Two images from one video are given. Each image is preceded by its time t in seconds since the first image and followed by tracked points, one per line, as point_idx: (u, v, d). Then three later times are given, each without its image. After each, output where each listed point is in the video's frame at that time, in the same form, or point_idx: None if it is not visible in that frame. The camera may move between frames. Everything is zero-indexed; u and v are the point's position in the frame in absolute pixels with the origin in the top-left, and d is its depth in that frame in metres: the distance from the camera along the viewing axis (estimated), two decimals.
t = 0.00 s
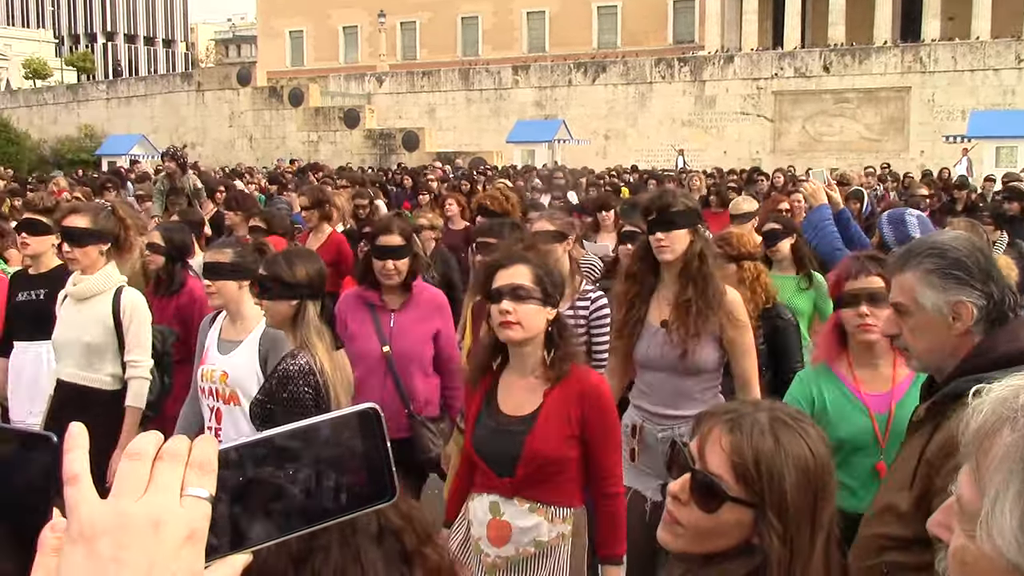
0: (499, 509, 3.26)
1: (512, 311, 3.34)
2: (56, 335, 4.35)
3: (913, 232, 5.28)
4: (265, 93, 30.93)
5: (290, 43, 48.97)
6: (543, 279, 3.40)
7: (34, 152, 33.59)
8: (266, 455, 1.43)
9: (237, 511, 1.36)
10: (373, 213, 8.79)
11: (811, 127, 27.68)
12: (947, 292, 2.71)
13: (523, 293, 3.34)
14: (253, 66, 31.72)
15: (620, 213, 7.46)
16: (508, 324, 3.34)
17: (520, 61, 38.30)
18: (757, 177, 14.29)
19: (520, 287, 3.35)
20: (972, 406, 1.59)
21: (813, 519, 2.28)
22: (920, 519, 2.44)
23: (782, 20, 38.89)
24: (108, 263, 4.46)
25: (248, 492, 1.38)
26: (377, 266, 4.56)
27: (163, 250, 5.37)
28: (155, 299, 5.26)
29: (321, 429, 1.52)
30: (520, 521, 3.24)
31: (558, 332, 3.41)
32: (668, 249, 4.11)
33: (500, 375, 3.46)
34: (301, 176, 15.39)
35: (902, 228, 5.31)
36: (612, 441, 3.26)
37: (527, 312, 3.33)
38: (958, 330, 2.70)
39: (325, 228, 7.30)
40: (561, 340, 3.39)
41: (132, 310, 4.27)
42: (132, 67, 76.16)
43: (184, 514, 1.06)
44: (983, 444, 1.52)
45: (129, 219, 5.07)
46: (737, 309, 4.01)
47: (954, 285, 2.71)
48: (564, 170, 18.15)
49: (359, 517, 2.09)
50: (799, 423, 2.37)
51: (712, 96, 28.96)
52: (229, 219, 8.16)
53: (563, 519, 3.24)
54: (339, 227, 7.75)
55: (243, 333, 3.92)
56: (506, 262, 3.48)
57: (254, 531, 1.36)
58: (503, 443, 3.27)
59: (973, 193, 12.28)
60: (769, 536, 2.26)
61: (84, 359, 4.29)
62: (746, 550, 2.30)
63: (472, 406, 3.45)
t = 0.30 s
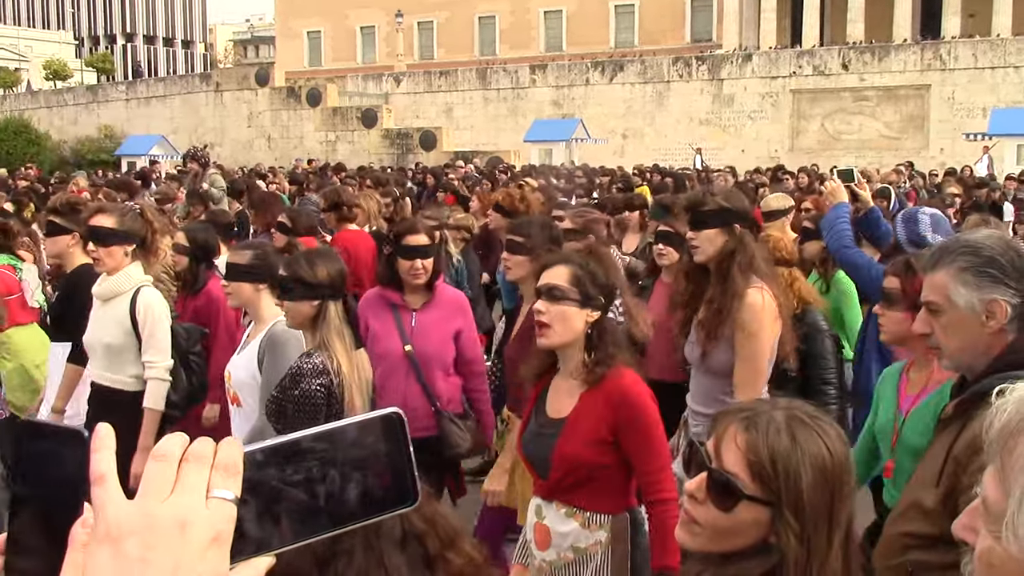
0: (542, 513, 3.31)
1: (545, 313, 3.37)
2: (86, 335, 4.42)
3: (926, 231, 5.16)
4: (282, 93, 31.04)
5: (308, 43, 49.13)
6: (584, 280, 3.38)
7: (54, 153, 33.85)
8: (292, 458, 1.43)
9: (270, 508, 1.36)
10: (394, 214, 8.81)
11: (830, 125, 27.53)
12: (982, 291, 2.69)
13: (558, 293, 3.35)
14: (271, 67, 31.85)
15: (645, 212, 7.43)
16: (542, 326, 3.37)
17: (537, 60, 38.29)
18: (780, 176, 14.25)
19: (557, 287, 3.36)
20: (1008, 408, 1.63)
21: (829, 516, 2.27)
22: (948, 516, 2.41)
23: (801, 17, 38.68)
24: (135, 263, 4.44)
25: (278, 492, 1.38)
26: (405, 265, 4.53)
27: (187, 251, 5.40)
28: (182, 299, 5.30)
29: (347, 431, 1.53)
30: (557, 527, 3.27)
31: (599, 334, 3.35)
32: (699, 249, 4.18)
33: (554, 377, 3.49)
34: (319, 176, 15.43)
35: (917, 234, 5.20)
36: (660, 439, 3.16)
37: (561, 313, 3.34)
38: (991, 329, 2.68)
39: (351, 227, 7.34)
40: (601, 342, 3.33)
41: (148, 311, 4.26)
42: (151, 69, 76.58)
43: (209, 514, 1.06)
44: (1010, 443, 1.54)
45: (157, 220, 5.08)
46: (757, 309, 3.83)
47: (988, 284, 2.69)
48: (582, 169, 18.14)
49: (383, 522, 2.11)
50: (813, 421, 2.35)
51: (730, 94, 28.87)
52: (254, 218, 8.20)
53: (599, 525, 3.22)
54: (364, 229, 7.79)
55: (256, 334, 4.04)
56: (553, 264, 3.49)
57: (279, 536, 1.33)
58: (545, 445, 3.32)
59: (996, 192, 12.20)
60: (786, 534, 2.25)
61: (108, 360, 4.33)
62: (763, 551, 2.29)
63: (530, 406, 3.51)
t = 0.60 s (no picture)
0: (554, 512, 3.34)
1: (565, 316, 3.37)
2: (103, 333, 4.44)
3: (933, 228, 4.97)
4: (296, 93, 31.14)
5: (322, 44, 49.26)
6: (606, 284, 3.36)
7: (69, 153, 34.03)
8: (304, 461, 1.42)
9: (280, 508, 1.35)
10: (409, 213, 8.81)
11: (844, 124, 27.42)
12: (993, 294, 2.68)
13: (580, 296, 3.35)
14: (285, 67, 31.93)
15: (658, 210, 7.39)
16: (561, 326, 3.37)
17: (551, 59, 38.26)
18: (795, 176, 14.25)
19: (577, 291, 3.36)
20: (1009, 410, 1.77)
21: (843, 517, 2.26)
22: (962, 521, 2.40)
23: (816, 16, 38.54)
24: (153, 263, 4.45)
25: (290, 494, 1.37)
26: (411, 262, 4.58)
27: (203, 252, 5.44)
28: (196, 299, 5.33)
29: (359, 433, 1.53)
30: (567, 526, 3.29)
31: (618, 339, 3.33)
32: (719, 250, 4.14)
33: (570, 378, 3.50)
34: (333, 177, 15.46)
35: (924, 232, 4.99)
36: (668, 439, 3.12)
37: (581, 317, 3.34)
38: (1006, 332, 2.67)
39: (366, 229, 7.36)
40: (626, 347, 3.30)
41: (162, 310, 4.26)
42: (166, 69, 76.91)
43: (222, 516, 1.06)
44: (1014, 452, 1.65)
45: (176, 220, 5.10)
46: (761, 306, 3.83)
47: (999, 286, 2.69)
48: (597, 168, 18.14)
49: (394, 525, 2.10)
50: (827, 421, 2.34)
51: (744, 94, 28.80)
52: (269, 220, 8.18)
53: (608, 528, 3.22)
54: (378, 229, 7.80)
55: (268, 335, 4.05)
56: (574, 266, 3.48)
57: (284, 543, 1.33)
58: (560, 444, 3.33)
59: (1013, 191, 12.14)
60: (799, 535, 2.24)
61: (125, 358, 4.36)
62: (777, 550, 2.28)
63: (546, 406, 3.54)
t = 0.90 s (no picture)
0: (550, 506, 3.26)
1: (565, 310, 3.35)
2: (115, 331, 4.43)
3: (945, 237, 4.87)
4: (309, 94, 31.23)
5: (335, 44, 49.35)
6: (604, 281, 3.36)
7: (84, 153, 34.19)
8: (322, 456, 1.42)
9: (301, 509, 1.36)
10: (420, 213, 8.82)
11: (858, 124, 27.32)
12: (1002, 298, 2.66)
13: (577, 293, 3.34)
14: (298, 68, 32.03)
15: (664, 209, 7.34)
16: (561, 322, 3.35)
17: (563, 60, 38.25)
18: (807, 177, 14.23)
19: (575, 287, 3.35)
20: (1017, 421, 1.78)
21: (818, 508, 2.16)
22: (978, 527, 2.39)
23: (830, 16, 38.44)
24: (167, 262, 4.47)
25: (303, 491, 1.37)
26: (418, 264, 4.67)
27: (213, 250, 5.48)
28: (205, 298, 5.39)
29: (377, 429, 1.53)
30: (569, 520, 3.21)
31: (617, 334, 3.35)
32: (723, 244, 4.13)
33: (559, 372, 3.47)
34: (346, 177, 15.50)
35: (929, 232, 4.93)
36: (674, 433, 3.17)
37: (580, 313, 3.33)
38: (1018, 335, 2.64)
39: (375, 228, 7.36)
40: (623, 344, 3.32)
41: (183, 309, 4.28)
42: (179, 70, 77.13)
43: (241, 513, 1.06)
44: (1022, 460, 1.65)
45: (189, 220, 5.11)
46: (779, 300, 3.84)
47: (1009, 290, 2.66)
48: (609, 169, 18.12)
49: (414, 522, 2.10)
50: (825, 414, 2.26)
51: (757, 94, 28.73)
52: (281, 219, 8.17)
53: (610, 520, 3.20)
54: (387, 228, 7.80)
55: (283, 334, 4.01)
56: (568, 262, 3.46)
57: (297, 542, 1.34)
58: (554, 440, 3.26)
59: None
60: (767, 518, 2.19)
61: (139, 355, 4.35)
62: (757, 536, 2.26)
63: (530, 399, 3.50)
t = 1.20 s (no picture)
0: (552, 509, 3.18)
1: (576, 308, 3.28)
2: (130, 335, 4.41)
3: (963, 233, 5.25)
4: (330, 95, 31.40)
5: (356, 45, 49.53)
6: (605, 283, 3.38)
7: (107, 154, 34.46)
8: (347, 455, 1.43)
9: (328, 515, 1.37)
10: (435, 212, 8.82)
11: (880, 125, 27.14)
12: None
13: (586, 292, 3.31)
14: (319, 69, 32.18)
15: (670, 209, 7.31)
16: (569, 323, 3.27)
17: (584, 60, 38.25)
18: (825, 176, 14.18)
19: (585, 287, 3.31)
20: None
21: (815, 504, 2.09)
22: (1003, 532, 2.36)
23: (851, 15, 38.19)
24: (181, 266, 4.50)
25: (328, 492, 1.36)
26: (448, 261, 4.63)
27: (228, 250, 5.51)
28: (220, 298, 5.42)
29: (399, 428, 1.52)
30: (575, 517, 3.17)
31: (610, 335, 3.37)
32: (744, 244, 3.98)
33: (539, 372, 3.36)
34: (365, 178, 15.53)
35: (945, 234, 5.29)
36: (648, 442, 3.34)
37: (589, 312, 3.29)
38: None
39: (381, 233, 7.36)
40: (608, 343, 3.41)
41: (210, 311, 4.34)
42: (201, 71, 77.60)
43: (263, 514, 1.07)
44: None
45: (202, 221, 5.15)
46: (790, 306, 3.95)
47: None
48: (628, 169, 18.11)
49: (438, 519, 2.09)
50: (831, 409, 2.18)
51: (778, 94, 28.62)
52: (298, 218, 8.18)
53: (611, 510, 3.24)
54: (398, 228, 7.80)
55: (306, 334, 4.07)
56: (563, 258, 3.38)
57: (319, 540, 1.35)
58: (562, 441, 3.19)
59: None
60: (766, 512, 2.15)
61: (162, 358, 4.35)
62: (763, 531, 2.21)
63: (506, 408, 3.29)
